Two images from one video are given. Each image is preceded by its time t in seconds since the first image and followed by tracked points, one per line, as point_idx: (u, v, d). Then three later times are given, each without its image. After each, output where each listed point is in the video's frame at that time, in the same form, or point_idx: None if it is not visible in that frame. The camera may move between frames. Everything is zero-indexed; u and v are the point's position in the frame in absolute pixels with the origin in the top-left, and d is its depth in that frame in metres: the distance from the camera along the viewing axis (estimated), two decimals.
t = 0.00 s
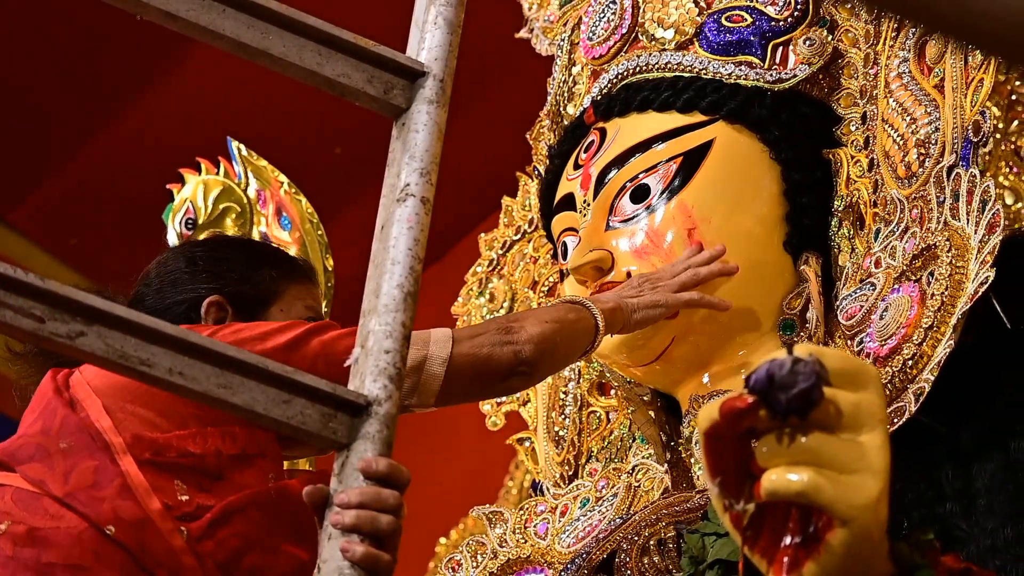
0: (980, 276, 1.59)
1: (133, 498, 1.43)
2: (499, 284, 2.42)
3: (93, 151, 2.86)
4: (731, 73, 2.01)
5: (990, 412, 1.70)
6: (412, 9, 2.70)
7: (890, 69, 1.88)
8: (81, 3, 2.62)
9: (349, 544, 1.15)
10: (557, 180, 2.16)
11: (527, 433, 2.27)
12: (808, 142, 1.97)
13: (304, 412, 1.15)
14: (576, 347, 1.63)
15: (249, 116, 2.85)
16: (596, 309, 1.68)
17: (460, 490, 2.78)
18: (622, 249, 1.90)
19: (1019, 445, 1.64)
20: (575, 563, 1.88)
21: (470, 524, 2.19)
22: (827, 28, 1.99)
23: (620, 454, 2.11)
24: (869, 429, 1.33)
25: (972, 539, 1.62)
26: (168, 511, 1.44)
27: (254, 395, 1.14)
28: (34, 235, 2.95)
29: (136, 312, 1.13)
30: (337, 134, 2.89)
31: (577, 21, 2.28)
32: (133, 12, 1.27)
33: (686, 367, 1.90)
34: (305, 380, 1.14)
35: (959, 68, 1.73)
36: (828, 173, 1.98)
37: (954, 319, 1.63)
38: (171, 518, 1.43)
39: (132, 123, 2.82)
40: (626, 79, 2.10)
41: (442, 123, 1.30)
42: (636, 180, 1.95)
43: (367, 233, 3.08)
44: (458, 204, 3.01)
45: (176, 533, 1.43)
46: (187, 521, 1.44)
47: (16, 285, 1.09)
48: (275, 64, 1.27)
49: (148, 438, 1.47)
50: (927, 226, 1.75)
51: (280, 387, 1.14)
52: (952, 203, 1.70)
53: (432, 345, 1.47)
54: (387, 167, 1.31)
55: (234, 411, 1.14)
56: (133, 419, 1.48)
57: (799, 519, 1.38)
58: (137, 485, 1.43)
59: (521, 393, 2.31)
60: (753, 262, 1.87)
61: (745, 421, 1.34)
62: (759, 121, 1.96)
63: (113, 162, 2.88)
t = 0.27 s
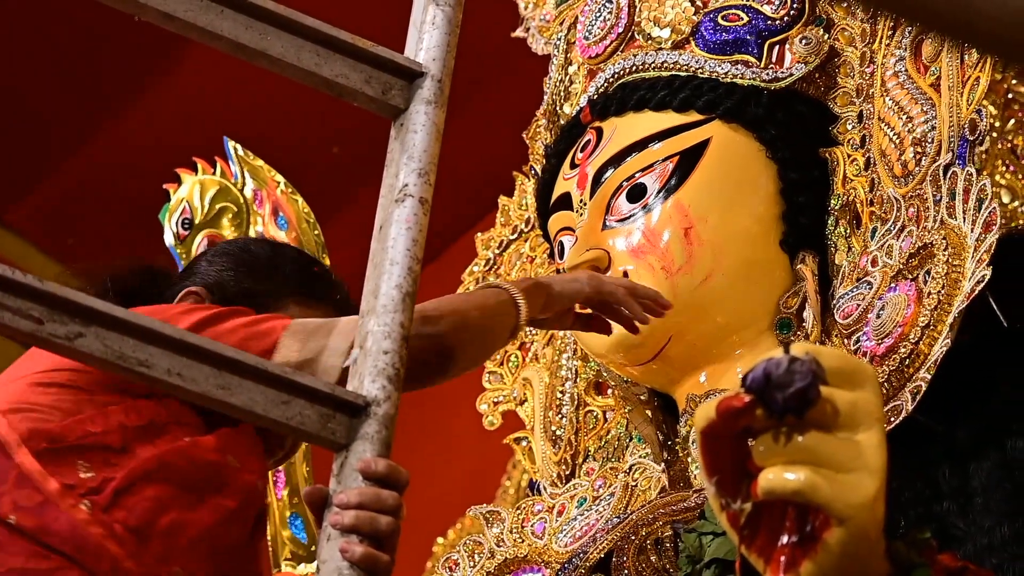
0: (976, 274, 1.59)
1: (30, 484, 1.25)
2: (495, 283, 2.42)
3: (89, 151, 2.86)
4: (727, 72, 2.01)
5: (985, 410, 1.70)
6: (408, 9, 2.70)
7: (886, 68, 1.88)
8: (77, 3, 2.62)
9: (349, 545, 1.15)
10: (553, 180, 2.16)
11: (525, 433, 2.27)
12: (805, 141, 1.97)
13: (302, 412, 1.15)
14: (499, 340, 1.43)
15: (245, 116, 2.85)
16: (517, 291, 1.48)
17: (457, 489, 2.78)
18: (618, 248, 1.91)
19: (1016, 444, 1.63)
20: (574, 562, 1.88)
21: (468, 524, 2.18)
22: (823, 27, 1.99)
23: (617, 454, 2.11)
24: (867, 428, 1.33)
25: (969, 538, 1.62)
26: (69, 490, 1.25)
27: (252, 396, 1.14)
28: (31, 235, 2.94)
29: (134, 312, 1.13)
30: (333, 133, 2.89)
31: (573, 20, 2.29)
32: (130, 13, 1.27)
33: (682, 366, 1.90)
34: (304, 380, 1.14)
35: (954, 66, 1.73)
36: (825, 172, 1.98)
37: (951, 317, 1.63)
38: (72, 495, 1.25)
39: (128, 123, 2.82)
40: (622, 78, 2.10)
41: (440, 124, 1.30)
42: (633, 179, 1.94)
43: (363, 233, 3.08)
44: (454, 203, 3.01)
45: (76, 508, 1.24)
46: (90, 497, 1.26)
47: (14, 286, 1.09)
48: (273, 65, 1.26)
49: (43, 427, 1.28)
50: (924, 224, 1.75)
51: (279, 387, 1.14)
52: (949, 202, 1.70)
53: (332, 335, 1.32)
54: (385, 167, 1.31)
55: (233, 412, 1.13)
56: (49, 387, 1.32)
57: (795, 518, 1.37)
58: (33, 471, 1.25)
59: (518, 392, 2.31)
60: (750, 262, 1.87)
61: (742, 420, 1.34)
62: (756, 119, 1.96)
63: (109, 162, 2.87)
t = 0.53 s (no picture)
0: (974, 272, 1.59)
1: None
2: (493, 282, 2.42)
3: (88, 151, 2.87)
4: (725, 70, 2.01)
5: (982, 408, 1.70)
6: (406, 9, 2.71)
7: (883, 67, 1.88)
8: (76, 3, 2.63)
9: (343, 542, 1.15)
10: (552, 179, 2.16)
11: (523, 431, 2.27)
12: (803, 140, 1.97)
13: (297, 410, 1.14)
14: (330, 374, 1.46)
15: (243, 117, 2.85)
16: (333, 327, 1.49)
17: (455, 489, 2.78)
18: (617, 246, 1.91)
19: (1015, 441, 1.62)
20: (571, 561, 1.88)
21: (465, 524, 2.16)
22: (821, 24, 1.99)
23: (616, 453, 2.12)
24: (865, 425, 1.33)
25: (968, 536, 1.60)
26: None
27: (248, 394, 1.13)
28: (30, 235, 2.96)
29: (129, 311, 1.12)
30: (331, 134, 2.89)
31: (571, 19, 2.29)
32: (125, 11, 1.26)
33: (680, 364, 1.89)
34: (298, 378, 1.14)
35: (952, 64, 1.73)
36: (823, 170, 1.98)
37: (948, 315, 1.64)
38: None
39: (126, 124, 2.83)
40: (620, 76, 2.10)
41: (435, 121, 1.30)
42: (631, 177, 1.95)
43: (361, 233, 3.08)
44: (452, 203, 3.02)
45: None
46: None
47: (8, 284, 1.08)
48: (268, 63, 1.26)
49: None
50: (922, 222, 1.75)
51: (274, 386, 1.13)
52: (947, 200, 1.70)
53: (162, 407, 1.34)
54: (380, 165, 1.31)
55: (228, 410, 1.12)
56: None
57: (794, 515, 1.37)
58: None
59: (516, 391, 2.31)
60: (748, 260, 1.87)
61: (740, 417, 1.33)
62: (753, 118, 1.96)
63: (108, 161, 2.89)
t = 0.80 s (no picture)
0: (973, 262, 1.60)
1: None
2: (493, 277, 2.42)
3: (85, 149, 2.87)
4: (722, 62, 2.01)
5: (981, 398, 1.70)
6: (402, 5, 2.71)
7: (880, 58, 1.89)
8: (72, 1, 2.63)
9: (340, 537, 1.16)
10: (550, 172, 2.16)
11: (523, 426, 2.27)
12: (801, 131, 1.97)
13: (293, 404, 1.14)
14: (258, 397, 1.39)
15: (240, 114, 2.85)
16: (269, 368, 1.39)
17: (455, 484, 2.78)
18: (616, 240, 1.91)
19: (1014, 430, 1.63)
20: (573, 554, 1.88)
21: (467, 519, 2.17)
22: (818, 16, 1.99)
23: (617, 446, 2.12)
24: (866, 416, 1.32)
25: (969, 526, 1.62)
26: None
27: (243, 388, 1.12)
28: (27, 235, 2.96)
29: (123, 307, 1.12)
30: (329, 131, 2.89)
31: (568, 13, 2.29)
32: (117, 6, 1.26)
33: (680, 357, 1.89)
34: (294, 372, 1.14)
35: (950, 54, 1.74)
36: (821, 161, 1.98)
37: (948, 305, 1.64)
38: None
39: (122, 121, 2.83)
40: (618, 70, 2.10)
41: (429, 115, 1.30)
42: (628, 171, 1.94)
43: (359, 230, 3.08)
44: (450, 199, 3.02)
45: None
46: None
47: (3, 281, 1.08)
48: (260, 57, 1.26)
49: None
50: (921, 213, 1.75)
51: (269, 380, 1.13)
52: (945, 190, 1.70)
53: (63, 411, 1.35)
54: (374, 159, 1.31)
55: (224, 405, 1.12)
56: None
57: (795, 506, 1.36)
58: None
59: (517, 385, 2.31)
60: (746, 252, 1.87)
61: (741, 409, 1.33)
62: (750, 110, 1.95)
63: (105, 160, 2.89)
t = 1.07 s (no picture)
0: (979, 258, 1.61)
1: None
2: (498, 276, 2.42)
3: (89, 149, 2.87)
4: (727, 59, 2.01)
5: (988, 394, 1.70)
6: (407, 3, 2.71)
7: (886, 53, 1.89)
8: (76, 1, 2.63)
9: (348, 536, 1.16)
10: (555, 170, 2.16)
11: (530, 424, 2.27)
12: (806, 128, 1.97)
13: (300, 405, 1.14)
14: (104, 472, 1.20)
15: (244, 114, 2.85)
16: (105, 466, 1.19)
17: (462, 482, 2.79)
18: (621, 238, 1.91)
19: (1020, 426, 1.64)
20: (581, 553, 1.88)
21: (473, 518, 2.16)
22: (822, 13, 2.01)
23: (624, 444, 2.12)
24: (874, 413, 1.33)
25: (976, 522, 1.62)
26: None
27: (249, 389, 1.13)
28: (32, 235, 2.96)
29: (130, 308, 1.12)
30: (333, 129, 2.89)
31: (572, 11, 2.29)
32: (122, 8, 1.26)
33: (686, 354, 1.89)
34: (301, 373, 1.14)
35: (954, 50, 1.74)
36: (826, 158, 1.98)
37: (955, 301, 1.64)
38: None
39: (126, 121, 2.82)
40: (622, 67, 2.09)
41: (434, 114, 1.30)
42: (634, 168, 1.94)
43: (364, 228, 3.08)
44: (455, 197, 3.02)
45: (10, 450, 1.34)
46: None
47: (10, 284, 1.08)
48: (265, 58, 1.26)
49: None
50: (926, 209, 1.75)
51: (276, 381, 1.13)
52: (951, 185, 1.70)
53: None
54: (379, 159, 1.31)
55: (230, 406, 1.12)
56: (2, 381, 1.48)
57: (803, 504, 1.36)
58: None
59: (523, 384, 2.31)
60: (752, 249, 1.87)
61: (748, 407, 1.31)
62: (755, 107, 1.95)
63: (109, 160, 2.89)
